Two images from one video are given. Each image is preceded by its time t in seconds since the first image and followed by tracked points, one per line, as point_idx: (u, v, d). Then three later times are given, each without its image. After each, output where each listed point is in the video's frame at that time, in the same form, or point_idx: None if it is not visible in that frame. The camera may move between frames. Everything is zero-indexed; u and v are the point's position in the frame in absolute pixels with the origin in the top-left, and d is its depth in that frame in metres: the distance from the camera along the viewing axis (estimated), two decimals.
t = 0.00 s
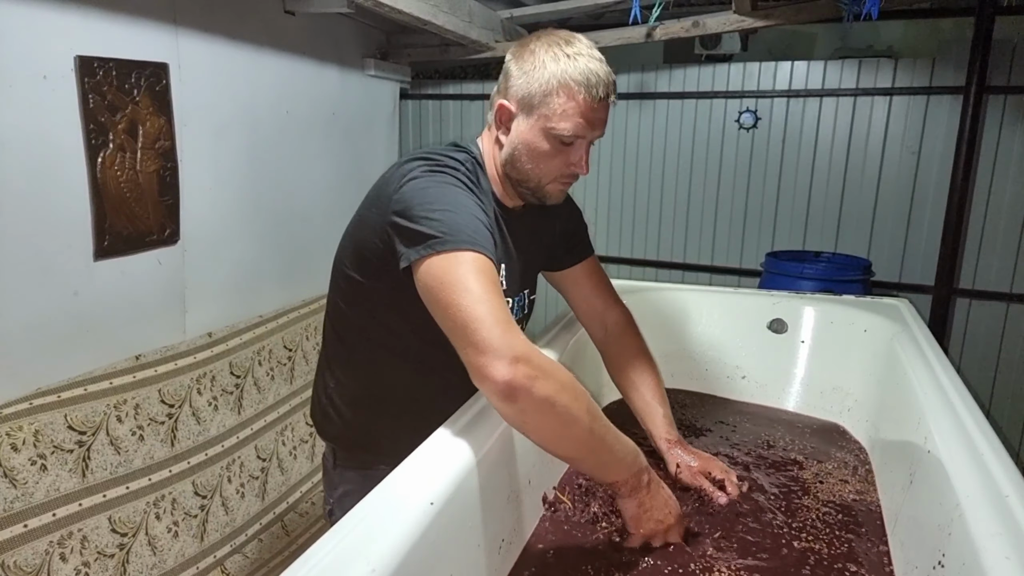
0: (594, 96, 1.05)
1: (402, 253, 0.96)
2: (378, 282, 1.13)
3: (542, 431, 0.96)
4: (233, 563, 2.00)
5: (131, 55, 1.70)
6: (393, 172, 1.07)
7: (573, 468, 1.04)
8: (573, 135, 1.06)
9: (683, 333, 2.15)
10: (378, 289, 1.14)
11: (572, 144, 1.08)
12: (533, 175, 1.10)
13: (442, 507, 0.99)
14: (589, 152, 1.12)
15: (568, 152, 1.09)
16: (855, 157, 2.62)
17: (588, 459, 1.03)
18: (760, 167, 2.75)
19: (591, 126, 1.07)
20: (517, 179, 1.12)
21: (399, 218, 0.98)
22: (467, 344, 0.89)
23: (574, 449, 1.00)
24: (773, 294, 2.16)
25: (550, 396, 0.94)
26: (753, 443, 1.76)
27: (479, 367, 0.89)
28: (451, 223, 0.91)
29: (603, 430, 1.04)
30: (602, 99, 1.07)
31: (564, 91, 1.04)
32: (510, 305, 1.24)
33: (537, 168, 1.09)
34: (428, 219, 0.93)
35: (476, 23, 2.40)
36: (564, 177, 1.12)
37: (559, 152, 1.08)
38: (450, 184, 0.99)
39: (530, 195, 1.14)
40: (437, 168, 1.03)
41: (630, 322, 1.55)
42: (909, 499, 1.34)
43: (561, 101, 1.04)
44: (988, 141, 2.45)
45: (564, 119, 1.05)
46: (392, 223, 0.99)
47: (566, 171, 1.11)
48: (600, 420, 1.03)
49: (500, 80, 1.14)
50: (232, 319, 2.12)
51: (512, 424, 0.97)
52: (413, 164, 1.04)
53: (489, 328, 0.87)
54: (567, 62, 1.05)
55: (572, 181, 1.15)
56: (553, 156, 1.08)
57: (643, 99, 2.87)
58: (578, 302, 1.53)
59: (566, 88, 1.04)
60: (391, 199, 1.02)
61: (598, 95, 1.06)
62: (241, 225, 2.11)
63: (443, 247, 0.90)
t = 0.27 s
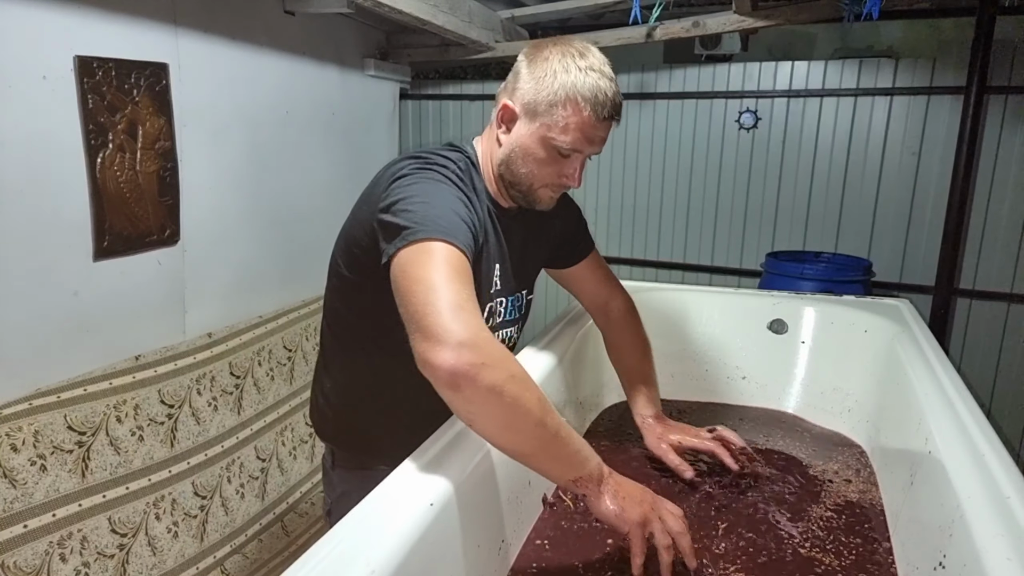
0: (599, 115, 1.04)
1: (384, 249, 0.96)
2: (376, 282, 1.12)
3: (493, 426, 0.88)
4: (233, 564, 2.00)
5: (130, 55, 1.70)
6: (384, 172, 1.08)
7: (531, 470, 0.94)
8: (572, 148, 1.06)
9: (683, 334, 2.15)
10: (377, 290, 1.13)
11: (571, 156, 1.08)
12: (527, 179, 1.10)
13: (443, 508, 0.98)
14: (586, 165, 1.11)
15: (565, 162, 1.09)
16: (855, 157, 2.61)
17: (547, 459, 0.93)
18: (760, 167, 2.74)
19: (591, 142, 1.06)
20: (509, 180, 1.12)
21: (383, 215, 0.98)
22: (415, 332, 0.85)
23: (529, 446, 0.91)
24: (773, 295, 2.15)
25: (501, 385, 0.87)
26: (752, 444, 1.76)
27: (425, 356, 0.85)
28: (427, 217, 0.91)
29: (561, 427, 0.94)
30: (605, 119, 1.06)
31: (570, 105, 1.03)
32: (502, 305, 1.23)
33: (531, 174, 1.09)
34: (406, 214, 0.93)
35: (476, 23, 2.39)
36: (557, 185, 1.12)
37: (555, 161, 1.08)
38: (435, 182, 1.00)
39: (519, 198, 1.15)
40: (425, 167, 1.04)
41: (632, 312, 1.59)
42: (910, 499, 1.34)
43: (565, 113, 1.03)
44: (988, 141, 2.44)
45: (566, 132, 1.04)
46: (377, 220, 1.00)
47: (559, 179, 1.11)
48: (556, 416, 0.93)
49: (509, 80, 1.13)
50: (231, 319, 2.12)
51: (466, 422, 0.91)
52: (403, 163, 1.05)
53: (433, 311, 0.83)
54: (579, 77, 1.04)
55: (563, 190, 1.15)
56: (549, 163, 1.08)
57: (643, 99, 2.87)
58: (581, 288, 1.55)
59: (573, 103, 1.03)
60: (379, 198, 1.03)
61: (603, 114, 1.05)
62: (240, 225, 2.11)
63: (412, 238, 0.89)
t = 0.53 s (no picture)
0: (593, 107, 1.04)
1: (389, 248, 0.95)
2: (375, 283, 1.12)
3: (508, 426, 0.92)
4: (233, 563, 2.01)
5: (130, 56, 1.70)
6: (383, 172, 1.08)
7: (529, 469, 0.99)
8: (568, 142, 1.06)
9: (682, 334, 2.15)
10: (376, 291, 1.14)
11: (568, 151, 1.07)
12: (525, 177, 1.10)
13: (442, 507, 1.00)
14: (584, 161, 1.11)
15: (562, 159, 1.09)
16: (856, 157, 2.61)
17: (551, 458, 0.98)
18: (760, 167, 2.74)
19: (587, 135, 1.06)
20: (508, 180, 1.12)
21: (385, 214, 0.97)
22: (445, 330, 0.86)
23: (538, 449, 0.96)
24: (772, 294, 2.15)
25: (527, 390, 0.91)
26: (752, 445, 1.76)
27: (455, 355, 0.86)
28: (436, 214, 0.91)
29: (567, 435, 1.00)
30: (600, 111, 1.06)
31: (563, 99, 1.03)
32: (502, 305, 1.24)
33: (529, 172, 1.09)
34: (414, 211, 0.92)
35: (476, 22, 2.39)
36: (556, 183, 1.12)
37: (553, 157, 1.08)
38: (436, 180, 0.99)
39: (519, 197, 1.14)
40: (425, 165, 1.04)
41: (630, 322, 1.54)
42: (910, 500, 1.34)
43: (559, 108, 1.03)
44: (990, 140, 2.44)
45: (560, 126, 1.04)
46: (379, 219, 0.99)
47: (558, 176, 1.11)
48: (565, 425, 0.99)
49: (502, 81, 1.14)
50: (231, 319, 2.12)
51: (478, 418, 0.93)
52: (402, 162, 1.05)
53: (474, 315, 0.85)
54: (571, 70, 1.04)
55: (563, 188, 1.15)
56: (547, 160, 1.08)
57: (643, 99, 2.87)
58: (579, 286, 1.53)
59: (566, 96, 1.03)
60: (379, 197, 1.02)
61: (597, 106, 1.05)
62: (240, 225, 2.11)
63: (425, 236, 0.89)
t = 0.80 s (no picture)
0: (592, 106, 1.05)
1: (402, 256, 0.95)
2: (376, 282, 1.12)
3: (525, 448, 0.98)
4: (234, 562, 2.01)
5: (131, 55, 1.70)
6: (391, 174, 1.07)
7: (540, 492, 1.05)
8: (569, 143, 1.06)
9: (683, 334, 2.15)
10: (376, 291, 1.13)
11: (568, 152, 1.07)
12: (526, 179, 1.09)
13: (443, 506, 1.00)
14: (585, 162, 1.11)
15: (564, 160, 1.08)
16: (857, 157, 2.61)
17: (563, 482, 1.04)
18: (761, 167, 2.74)
19: (587, 135, 1.06)
20: (510, 183, 1.12)
21: (398, 221, 0.97)
22: (471, 354, 0.91)
23: (552, 473, 1.01)
24: (773, 295, 2.15)
25: (544, 417, 0.97)
26: (752, 445, 1.76)
27: (479, 376, 0.92)
28: (455, 229, 0.92)
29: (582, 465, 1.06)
30: (600, 110, 1.06)
31: (562, 99, 1.04)
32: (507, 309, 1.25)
33: (530, 173, 1.09)
34: (431, 225, 0.93)
35: (476, 22, 2.39)
36: (558, 184, 1.11)
37: (554, 159, 1.08)
38: (450, 188, 0.99)
39: (524, 200, 1.14)
40: (436, 171, 1.03)
41: (625, 338, 1.51)
42: (910, 500, 1.34)
43: (558, 108, 1.04)
44: (991, 140, 2.44)
45: (560, 126, 1.04)
46: (390, 225, 0.99)
47: (560, 178, 1.10)
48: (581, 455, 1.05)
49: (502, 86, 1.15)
50: (231, 319, 2.12)
51: (496, 437, 0.99)
52: (411, 167, 1.04)
53: (500, 343, 0.90)
54: (569, 70, 1.04)
55: (567, 190, 1.14)
56: (548, 162, 1.08)
57: (644, 99, 2.87)
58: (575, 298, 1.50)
59: (564, 96, 1.04)
60: (388, 201, 1.02)
61: (597, 104, 1.05)
62: (241, 225, 2.11)
63: (446, 255, 0.90)
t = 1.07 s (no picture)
0: (587, 100, 1.04)
1: (399, 257, 0.95)
2: (376, 281, 1.12)
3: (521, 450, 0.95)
4: (233, 561, 2.01)
5: (133, 54, 1.70)
6: (391, 174, 1.08)
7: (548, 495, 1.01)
8: (564, 137, 1.05)
9: (683, 334, 2.15)
10: (378, 290, 1.13)
11: (564, 148, 1.07)
12: (522, 176, 1.09)
13: (443, 506, 1.00)
14: (582, 159, 1.10)
15: (560, 157, 1.08)
16: (857, 158, 2.61)
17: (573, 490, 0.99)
18: (761, 168, 2.75)
19: (583, 130, 1.05)
20: (508, 181, 1.12)
21: (396, 222, 0.97)
22: (463, 355, 0.90)
23: (554, 477, 0.97)
24: (773, 295, 2.15)
25: (541, 418, 0.94)
26: (752, 444, 1.76)
27: (470, 379, 0.91)
28: (451, 230, 0.91)
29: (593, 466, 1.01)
30: (595, 103, 1.05)
31: (555, 93, 1.04)
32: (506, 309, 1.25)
33: (526, 170, 1.08)
34: (427, 226, 0.93)
35: (477, 22, 2.39)
36: (555, 182, 1.10)
37: (550, 155, 1.07)
38: (448, 189, 0.99)
39: (523, 199, 1.13)
40: (435, 172, 1.04)
41: (636, 340, 1.48)
42: (910, 499, 1.34)
43: (552, 102, 1.04)
44: (990, 142, 2.44)
45: (553, 121, 1.04)
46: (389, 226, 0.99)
47: (557, 175, 1.09)
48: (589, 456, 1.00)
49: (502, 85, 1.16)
50: (232, 318, 2.12)
51: (497, 441, 0.97)
52: (412, 167, 1.04)
53: (485, 343, 0.88)
54: (564, 65, 1.05)
55: (566, 189, 1.13)
56: (544, 158, 1.07)
57: (644, 99, 2.87)
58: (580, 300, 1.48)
59: (558, 90, 1.04)
60: (388, 202, 1.02)
61: (591, 99, 1.05)
62: (242, 223, 2.11)
63: (441, 256, 0.90)
